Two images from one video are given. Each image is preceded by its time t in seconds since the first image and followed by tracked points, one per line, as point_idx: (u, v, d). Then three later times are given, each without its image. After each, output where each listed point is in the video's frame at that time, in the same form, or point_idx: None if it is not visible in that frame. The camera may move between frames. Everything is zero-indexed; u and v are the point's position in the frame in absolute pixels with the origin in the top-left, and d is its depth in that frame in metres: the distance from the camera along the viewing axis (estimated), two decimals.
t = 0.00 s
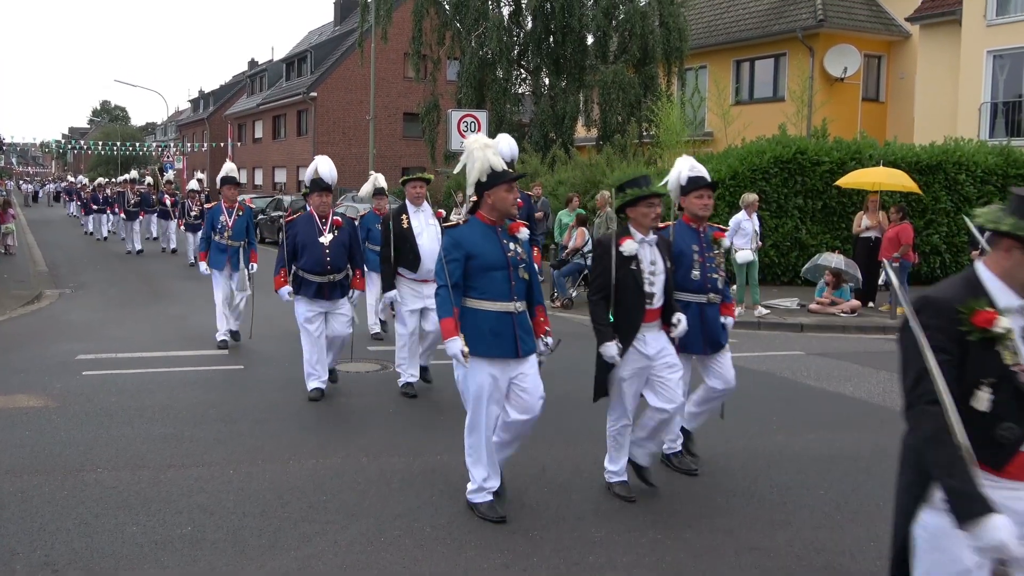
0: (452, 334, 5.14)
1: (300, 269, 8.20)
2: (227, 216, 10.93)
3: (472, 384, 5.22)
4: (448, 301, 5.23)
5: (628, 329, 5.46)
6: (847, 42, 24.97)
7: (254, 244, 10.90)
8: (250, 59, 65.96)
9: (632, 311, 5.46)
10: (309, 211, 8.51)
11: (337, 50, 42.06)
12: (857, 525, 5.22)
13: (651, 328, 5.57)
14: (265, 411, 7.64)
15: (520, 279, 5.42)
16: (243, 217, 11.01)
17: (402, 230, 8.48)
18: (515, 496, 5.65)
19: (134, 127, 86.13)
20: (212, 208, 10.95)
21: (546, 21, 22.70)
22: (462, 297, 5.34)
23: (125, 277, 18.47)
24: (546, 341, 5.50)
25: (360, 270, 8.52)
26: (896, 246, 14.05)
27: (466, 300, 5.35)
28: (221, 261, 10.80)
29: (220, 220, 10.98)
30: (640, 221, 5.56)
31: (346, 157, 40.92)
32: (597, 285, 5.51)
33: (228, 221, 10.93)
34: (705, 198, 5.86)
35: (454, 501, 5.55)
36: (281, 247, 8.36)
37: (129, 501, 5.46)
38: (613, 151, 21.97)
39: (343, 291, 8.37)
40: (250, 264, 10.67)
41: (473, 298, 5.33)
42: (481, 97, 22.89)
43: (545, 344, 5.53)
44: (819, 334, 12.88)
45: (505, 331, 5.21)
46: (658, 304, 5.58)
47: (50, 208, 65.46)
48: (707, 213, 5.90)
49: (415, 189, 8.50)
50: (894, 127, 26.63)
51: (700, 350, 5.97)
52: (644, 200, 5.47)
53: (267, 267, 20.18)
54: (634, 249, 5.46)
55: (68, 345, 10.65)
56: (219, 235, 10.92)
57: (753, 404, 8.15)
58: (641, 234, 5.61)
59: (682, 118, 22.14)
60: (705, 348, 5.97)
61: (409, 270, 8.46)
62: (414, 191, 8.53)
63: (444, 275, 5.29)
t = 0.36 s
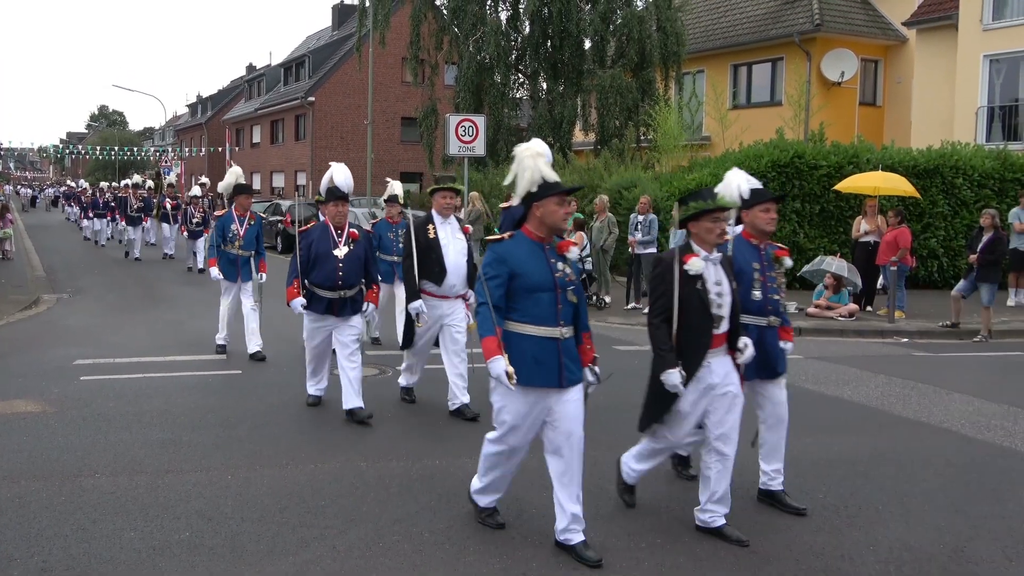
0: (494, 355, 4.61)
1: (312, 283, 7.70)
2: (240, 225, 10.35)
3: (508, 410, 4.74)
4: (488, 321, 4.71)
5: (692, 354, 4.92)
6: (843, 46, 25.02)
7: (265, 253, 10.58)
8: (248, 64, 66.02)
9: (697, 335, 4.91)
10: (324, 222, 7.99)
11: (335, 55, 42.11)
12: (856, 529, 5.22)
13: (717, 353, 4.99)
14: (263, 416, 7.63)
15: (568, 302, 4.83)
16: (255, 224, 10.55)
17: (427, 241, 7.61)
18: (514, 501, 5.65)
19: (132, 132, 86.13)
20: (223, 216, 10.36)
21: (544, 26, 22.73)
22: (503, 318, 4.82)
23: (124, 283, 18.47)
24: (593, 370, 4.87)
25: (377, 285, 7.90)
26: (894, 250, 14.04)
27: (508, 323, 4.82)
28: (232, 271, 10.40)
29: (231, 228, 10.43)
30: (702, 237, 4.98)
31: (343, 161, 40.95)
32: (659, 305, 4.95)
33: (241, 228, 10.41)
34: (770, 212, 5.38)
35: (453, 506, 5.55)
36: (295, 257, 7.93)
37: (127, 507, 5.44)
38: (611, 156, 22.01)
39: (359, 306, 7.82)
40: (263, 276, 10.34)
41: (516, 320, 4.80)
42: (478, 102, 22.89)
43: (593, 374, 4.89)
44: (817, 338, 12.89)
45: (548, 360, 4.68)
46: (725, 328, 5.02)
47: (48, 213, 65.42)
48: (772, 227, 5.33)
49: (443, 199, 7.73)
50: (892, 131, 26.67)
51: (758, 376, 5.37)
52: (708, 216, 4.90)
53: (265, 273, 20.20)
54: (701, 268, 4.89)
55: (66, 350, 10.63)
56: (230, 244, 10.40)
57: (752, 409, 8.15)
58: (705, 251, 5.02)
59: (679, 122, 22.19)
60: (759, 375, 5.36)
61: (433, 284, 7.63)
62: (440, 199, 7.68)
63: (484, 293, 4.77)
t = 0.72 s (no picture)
0: (526, 378, 4.15)
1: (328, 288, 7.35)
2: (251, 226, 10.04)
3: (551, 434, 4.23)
4: (526, 337, 4.21)
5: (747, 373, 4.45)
6: (842, 49, 25.04)
7: (280, 253, 10.24)
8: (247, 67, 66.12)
9: (754, 351, 4.44)
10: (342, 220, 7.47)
11: (334, 58, 42.15)
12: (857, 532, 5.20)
13: (775, 371, 4.51)
14: (263, 419, 7.62)
15: (619, 318, 4.33)
16: (266, 225, 10.23)
17: (452, 243, 7.13)
18: (514, 504, 5.65)
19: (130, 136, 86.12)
20: (233, 217, 10.09)
21: (543, 29, 22.74)
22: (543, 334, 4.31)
23: (122, 286, 18.46)
24: (652, 388, 4.40)
25: (397, 289, 7.57)
26: (894, 252, 14.04)
27: (550, 338, 4.30)
28: (244, 273, 9.99)
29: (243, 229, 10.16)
30: (760, 244, 4.54)
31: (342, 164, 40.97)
32: (711, 319, 4.50)
33: (252, 230, 10.11)
34: (840, 215, 4.95)
35: (453, 510, 5.54)
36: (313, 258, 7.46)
37: (125, 511, 5.43)
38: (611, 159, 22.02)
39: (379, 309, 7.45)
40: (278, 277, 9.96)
41: (558, 337, 4.28)
42: (478, 105, 22.88)
43: (650, 393, 4.42)
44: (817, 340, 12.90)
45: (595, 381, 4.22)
46: (789, 344, 4.53)
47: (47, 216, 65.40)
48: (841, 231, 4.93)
49: (470, 199, 7.29)
50: (890, 133, 26.70)
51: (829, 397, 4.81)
52: (766, 221, 4.47)
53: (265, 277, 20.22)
54: (754, 279, 4.42)
55: (64, 353, 10.62)
56: (241, 246, 10.09)
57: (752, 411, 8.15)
58: (764, 260, 4.56)
59: (679, 125, 22.21)
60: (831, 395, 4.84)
61: (458, 290, 7.02)
62: (467, 200, 7.25)
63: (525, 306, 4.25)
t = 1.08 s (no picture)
0: (580, 404, 3.60)
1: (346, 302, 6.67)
2: (257, 229, 9.70)
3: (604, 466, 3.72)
4: (572, 357, 3.68)
5: (829, 395, 3.94)
6: (844, 50, 25.03)
7: (289, 257, 9.91)
8: (249, 68, 66.19)
9: (836, 370, 3.94)
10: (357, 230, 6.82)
11: (336, 60, 42.18)
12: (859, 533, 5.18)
13: (861, 393, 4.02)
14: (265, 421, 7.60)
15: (670, 327, 3.83)
16: (274, 228, 9.85)
17: (477, 250, 6.72)
18: (516, 506, 5.63)
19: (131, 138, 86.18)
20: (239, 220, 9.73)
21: (545, 30, 22.75)
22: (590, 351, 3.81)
23: (124, 288, 18.47)
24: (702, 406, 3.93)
25: (418, 302, 6.91)
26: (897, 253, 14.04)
27: (595, 357, 3.81)
28: (250, 277, 9.64)
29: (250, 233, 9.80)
30: (837, 253, 4.01)
31: (344, 165, 40.97)
32: (784, 335, 4.00)
33: (258, 232, 9.75)
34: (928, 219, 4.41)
35: (455, 512, 5.53)
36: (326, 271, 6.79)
37: (127, 512, 5.42)
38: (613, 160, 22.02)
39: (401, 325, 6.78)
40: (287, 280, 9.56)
41: (605, 354, 3.79)
42: (479, 107, 22.86)
43: (701, 410, 3.94)
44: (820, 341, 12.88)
45: (652, 399, 3.71)
46: (870, 361, 4.01)
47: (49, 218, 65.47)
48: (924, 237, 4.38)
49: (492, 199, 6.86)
50: (893, 134, 26.67)
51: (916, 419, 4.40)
52: (849, 230, 3.94)
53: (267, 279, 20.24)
54: (838, 289, 3.88)
55: (66, 355, 10.61)
56: (249, 250, 9.75)
57: (755, 412, 8.13)
58: (844, 270, 4.01)
59: (681, 126, 22.20)
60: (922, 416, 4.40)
61: (487, 298, 6.72)
62: (486, 202, 6.73)
63: (568, 322, 3.75)
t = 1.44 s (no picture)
0: (652, 443, 3.12)
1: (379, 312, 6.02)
2: (268, 228, 9.49)
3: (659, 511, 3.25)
4: (633, 389, 3.23)
5: (943, 437, 3.44)
6: (848, 47, 25.00)
7: (301, 260, 9.59)
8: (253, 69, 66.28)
9: (955, 406, 3.45)
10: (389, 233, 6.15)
11: (338, 60, 42.21)
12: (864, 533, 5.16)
13: (982, 432, 3.51)
14: (269, 422, 7.60)
15: (749, 366, 3.33)
16: (285, 229, 9.64)
17: (521, 260, 6.16)
18: (520, 506, 5.63)
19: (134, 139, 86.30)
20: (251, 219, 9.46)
21: (548, 29, 22.76)
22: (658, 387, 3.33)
23: (128, 289, 18.49)
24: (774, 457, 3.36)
25: (450, 309, 6.28)
26: (901, 251, 14.01)
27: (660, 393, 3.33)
28: (262, 280, 9.40)
29: (260, 233, 9.55)
30: (957, 274, 3.48)
31: (347, 166, 40.99)
32: (896, 361, 3.44)
33: (270, 233, 9.51)
34: None
35: (459, 512, 5.52)
36: (353, 275, 6.13)
37: (132, 514, 5.42)
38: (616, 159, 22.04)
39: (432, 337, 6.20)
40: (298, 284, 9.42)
41: (670, 391, 3.31)
42: (482, 106, 22.87)
43: (774, 459, 3.37)
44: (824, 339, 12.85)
45: (722, 447, 3.23)
46: (990, 398, 3.51)
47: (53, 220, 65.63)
48: None
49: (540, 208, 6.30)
50: (896, 132, 26.63)
51: None
52: (977, 250, 3.41)
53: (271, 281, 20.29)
54: (962, 315, 3.36)
55: (70, 357, 10.62)
56: (258, 251, 9.47)
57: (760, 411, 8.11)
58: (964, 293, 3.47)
59: (684, 125, 22.18)
60: None
61: (528, 312, 6.17)
62: (533, 210, 6.21)
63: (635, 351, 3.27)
